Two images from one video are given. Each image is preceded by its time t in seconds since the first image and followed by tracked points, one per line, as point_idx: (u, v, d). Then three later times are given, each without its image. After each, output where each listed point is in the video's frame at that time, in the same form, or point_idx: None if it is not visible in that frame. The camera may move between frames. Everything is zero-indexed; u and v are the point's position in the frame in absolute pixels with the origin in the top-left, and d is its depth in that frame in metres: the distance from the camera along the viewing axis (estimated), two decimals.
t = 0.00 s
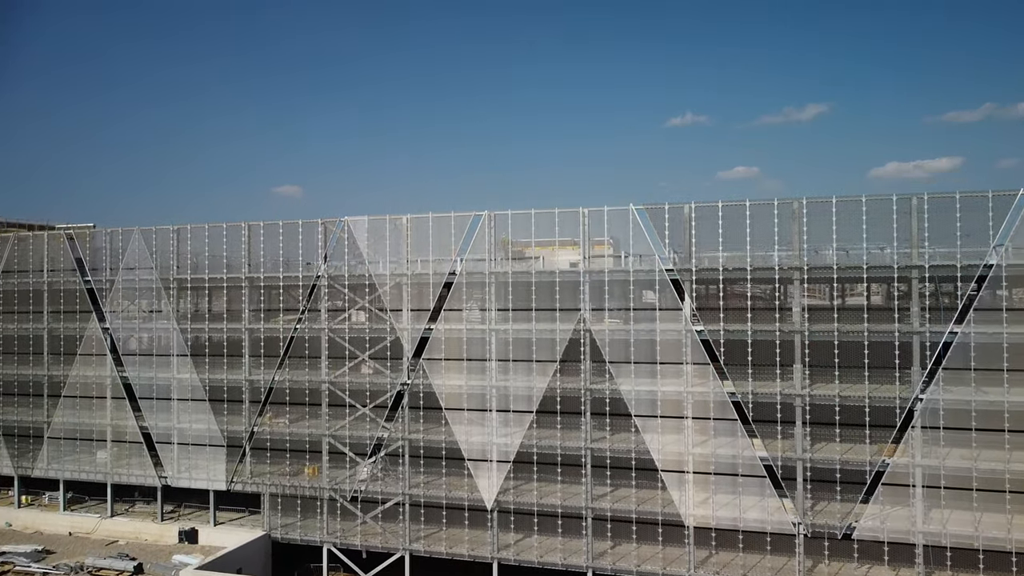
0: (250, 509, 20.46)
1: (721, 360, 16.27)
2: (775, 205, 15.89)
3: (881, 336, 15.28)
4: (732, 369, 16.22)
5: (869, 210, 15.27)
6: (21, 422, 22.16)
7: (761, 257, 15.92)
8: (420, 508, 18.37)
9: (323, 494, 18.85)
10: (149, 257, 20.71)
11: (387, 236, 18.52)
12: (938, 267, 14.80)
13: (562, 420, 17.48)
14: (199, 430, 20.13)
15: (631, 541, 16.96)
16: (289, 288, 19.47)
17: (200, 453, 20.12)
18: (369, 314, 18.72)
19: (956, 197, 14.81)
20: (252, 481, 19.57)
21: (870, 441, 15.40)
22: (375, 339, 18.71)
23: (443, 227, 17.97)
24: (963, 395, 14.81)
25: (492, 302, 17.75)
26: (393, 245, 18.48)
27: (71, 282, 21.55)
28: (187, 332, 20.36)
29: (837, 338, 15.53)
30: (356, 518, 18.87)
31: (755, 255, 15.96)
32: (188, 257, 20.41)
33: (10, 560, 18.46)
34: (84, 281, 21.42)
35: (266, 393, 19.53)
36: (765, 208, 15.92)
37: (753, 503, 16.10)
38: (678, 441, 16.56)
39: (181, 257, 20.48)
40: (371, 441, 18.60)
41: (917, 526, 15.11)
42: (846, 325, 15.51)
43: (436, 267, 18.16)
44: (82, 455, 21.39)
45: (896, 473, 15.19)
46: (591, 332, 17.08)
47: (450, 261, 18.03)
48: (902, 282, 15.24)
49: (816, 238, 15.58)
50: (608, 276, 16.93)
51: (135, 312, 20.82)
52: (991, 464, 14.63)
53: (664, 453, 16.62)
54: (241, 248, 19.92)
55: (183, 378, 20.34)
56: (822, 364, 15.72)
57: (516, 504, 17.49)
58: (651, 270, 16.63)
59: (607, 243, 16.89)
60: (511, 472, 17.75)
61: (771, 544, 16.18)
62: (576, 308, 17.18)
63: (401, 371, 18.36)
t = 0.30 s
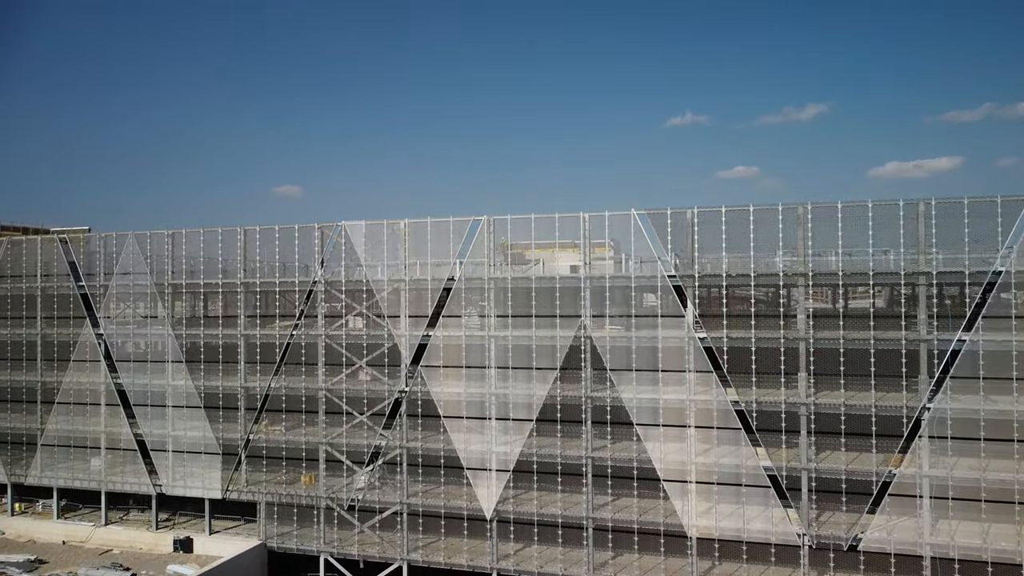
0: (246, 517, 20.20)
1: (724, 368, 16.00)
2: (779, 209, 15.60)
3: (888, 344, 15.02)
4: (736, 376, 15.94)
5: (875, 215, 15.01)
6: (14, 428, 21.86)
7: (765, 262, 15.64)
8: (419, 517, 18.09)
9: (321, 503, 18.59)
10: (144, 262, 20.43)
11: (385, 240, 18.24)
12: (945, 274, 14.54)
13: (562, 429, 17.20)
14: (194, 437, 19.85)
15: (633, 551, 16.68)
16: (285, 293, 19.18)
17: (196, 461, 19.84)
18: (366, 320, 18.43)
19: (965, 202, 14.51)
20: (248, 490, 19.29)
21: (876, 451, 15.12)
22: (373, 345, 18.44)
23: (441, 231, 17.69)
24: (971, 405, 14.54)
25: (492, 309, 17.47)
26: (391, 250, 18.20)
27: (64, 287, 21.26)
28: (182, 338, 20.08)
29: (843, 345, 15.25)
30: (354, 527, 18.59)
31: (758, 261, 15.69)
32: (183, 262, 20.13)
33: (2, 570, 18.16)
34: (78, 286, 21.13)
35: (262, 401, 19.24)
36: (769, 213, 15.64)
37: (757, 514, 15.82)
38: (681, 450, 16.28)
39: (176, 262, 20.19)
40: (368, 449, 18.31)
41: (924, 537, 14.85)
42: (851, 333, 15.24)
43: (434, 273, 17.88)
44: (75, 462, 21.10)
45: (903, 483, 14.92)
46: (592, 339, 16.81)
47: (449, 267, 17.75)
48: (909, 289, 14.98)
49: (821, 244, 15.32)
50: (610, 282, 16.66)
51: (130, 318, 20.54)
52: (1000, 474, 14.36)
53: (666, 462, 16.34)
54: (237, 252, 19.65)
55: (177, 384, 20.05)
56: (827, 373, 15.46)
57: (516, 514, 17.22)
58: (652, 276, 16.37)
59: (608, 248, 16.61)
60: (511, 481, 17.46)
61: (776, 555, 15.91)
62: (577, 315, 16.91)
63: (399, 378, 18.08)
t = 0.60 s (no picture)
0: (241, 527, 19.90)
1: (728, 376, 15.65)
2: (784, 214, 15.24)
3: (896, 351, 14.67)
4: (740, 385, 15.60)
5: (883, 220, 14.66)
6: (5, 435, 21.52)
7: (770, 268, 15.28)
8: (416, 527, 17.74)
9: (316, 512, 18.24)
10: (136, 266, 20.08)
11: (381, 245, 17.89)
12: (955, 280, 14.21)
13: (563, 437, 16.86)
14: (188, 445, 19.49)
15: (635, 563, 16.30)
16: (281, 299, 18.83)
17: (189, 469, 19.49)
18: (363, 326, 18.09)
19: (975, 206, 14.17)
20: (242, 499, 18.94)
21: (884, 461, 14.78)
22: (370, 352, 18.10)
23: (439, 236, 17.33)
24: (981, 414, 14.19)
25: (491, 315, 17.12)
26: (388, 254, 17.86)
27: (56, 291, 20.90)
28: (176, 344, 19.73)
29: (850, 353, 14.90)
30: (350, 537, 18.23)
31: (763, 266, 15.34)
32: (177, 267, 19.77)
33: None
34: (70, 291, 20.78)
35: (256, 408, 18.89)
36: (775, 218, 15.28)
37: (762, 525, 15.47)
38: (684, 460, 15.93)
39: (169, 267, 19.83)
40: (365, 458, 17.97)
41: (934, 550, 14.50)
42: (859, 340, 14.88)
43: (432, 278, 17.53)
44: (67, 470, 20.74)
45: (912, 494, 14.56)
46: (594, 346, 16.45)
47: (447, 272, 17.41)
48: (918, 295, 14.63)
49: (828, 249, 14.96)
50: (612, 288, 16.31)
51: (122, 323, 20.19)
52: (1012, 486, 14.01)
53: (669, 472, 15.99)
54: (231, 257, 19.29)
55: (171, 391, 19.69)
56: (833, 381, 15.11)
57: (516, 524, 16.87)
58: (655, 282, 16.03)
59: (610, 254, 16.27)
60: (511, 491, 17.11)
61: (781, 567, 15.55)
62: (578, 321, 16.56)
63: (396, 386, 17.73)
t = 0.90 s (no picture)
0: (233, 539, 19.42)
1: (735, 386, 15.17)
2: (792, 219, 14.77)
3: (908, 361, 14.19)
4: (747, 395, 15.13)
5: (894, 225, 14.18)
6: None
7: (777, 275, 14.81)
8: (413, 540, 17.26)
9: (311, 524, 17.76)
10: (126, 271, 19.60)
11: (377, 250, 17.42)
12: (970, 287, 13.73)
13: (564, 448, 16.39)
14: (179, 455, 19.01)
15: None
16: (274, 305, 18.36)
17: (181, 480, 19.00)
18: (358, 333, 17.61)
19: (990, 211, 13.70)
20: (235, 510, 18.46)
21: (896, 473, 14.31)
22: (365, 360, 17.64)
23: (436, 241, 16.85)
24: (996, 426, 13.71)
25: (490, 322, 16.64)
26: (384, 260, 17.39)
27: (44, 297, 20.42)
28: (167, 352, 19.24)
29: (861, 363, 14.41)
30: (345, 550, 17.75)
31: (770, 273, 14.87)
32: (168, 272, 19.29)
33: None
34: (59, 297, 20.30)
35: (249, 417, 18.41)
36: (782, 222, 14.80)
37: (769, 539, 14.99)
38: (689, 472, 15.46)
39: (160, 272, 19.36)
40: (360, 469, 17.48)
41: (947, 566, 14.02)
42: (870, 349, 14.40)
43: (429, 284, 17.07)
44: (56, 480, 20.25)
45: (925, 509, 14.08)
46: (595, 355, 15.97)
47: (445, 277, 16.94)
48: (930, 302, 14.17)
49: (838, 255, 14.47)
50: (614, 294, 15.84)
51: (112, 329, 19.71)
52: None
53: (673, 485, 15.51)
54: (223, 262, 18.81)
55: (161, 400, 19.21)
56: (843, 391, 14.64)
57: (515, 538, 16.39)
58: (658, 288, 15.57)
59: (612, 259, 15.80)
60: (510, 503, 16.64)
61: None
62: (579, 328, 16.09)
63: (393, 395, 17.26)
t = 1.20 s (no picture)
0: (226, 550, 19.03)
1: (741, 396, 14.70)
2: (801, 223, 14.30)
3: (922, 370, 13.73)
4: (754, 404, 14.66)
5: (907, 229, 13.70)
6: None
7: (785, 280, 14.35)
8: (410, 553, 16.81)
9: (305, 536, 17.32)
10: (117, 275, 19.13)
11: (373, 254, 16.95)
12: (985, 294, 13.28)
13: (565, 458, 15.92)
14: (170, 464, 18.53)
15: None
16: (268, 311, 17.90)
17: (172, 489, 18.53)
18: (354, 340, 17.14)
19: (1007, 215, 13.23)
20: (227, 521, 18.00)
21: (909, 486, 13.85)
22: (361, 368, 17.17)
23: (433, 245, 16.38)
24: (1013, 438, 13.26)
25: (488, 329, 16.18)
26: (380, 264, 16.93)
27: (32, 302, 19.95)
28: (157, 358, 18.77)
29: (872, 371, 13.94)
30: (340, 562, 17.25)
31: (778, 279, 14.40)
32: (159, 276, 18.81)
33: None
34: (48, 302, 19.82)
35: (242, 426, 17.94)
36: (791, 227, 14.32)
37: (777, 554, 14.53)
38: (694, 484, 14.99)
39: (150, 277, 18.88)
40: (356, 480, 16.99)
41: None
42: (881, 358, 13.94)
43: (426, 290, 16.61)
44: (45, 489, 19.78)
45: (939, 523, 13.63)
46: (597, 363, 15.52)
47: (443, 282, 16.48)
48: (944, 310, 13.72)
49: (849, 261, 13.99)
50: (617, 300, 15.38)
51: (102, 335, 19.24)
52: None
53: (677, 497, 15.04)
54: (215, 267, 18.33)
55: (152, 408, 18.74)
56: (854, 402, 14.17)
57: (515, 551, 15.93)
58: (662, 295, 15.11)
59: (614, 264, 15.32)
60: (510, 515, 16.18)
61: None
62: (580, 336, 15.62)
63: (389, 404, 16.77)
